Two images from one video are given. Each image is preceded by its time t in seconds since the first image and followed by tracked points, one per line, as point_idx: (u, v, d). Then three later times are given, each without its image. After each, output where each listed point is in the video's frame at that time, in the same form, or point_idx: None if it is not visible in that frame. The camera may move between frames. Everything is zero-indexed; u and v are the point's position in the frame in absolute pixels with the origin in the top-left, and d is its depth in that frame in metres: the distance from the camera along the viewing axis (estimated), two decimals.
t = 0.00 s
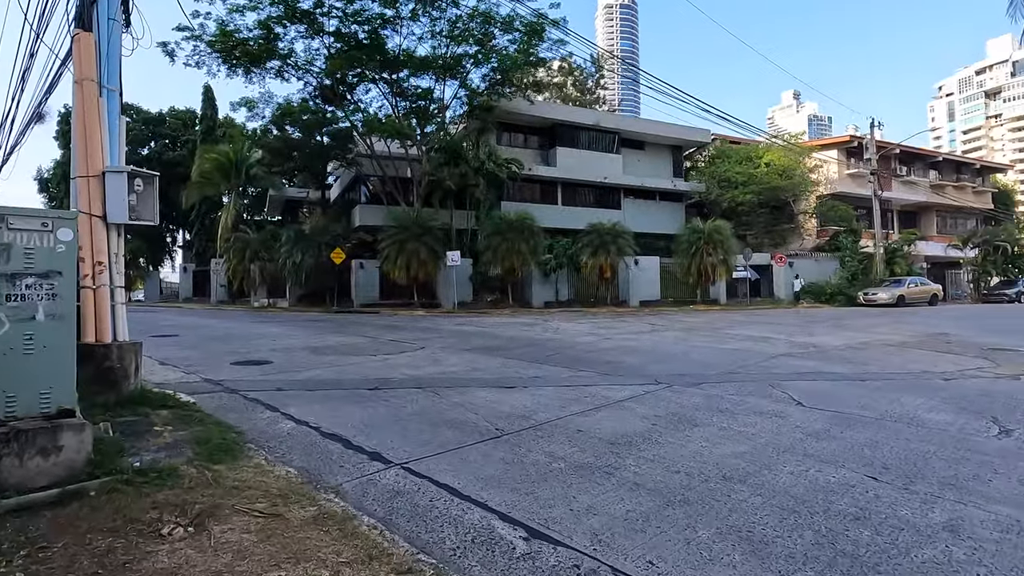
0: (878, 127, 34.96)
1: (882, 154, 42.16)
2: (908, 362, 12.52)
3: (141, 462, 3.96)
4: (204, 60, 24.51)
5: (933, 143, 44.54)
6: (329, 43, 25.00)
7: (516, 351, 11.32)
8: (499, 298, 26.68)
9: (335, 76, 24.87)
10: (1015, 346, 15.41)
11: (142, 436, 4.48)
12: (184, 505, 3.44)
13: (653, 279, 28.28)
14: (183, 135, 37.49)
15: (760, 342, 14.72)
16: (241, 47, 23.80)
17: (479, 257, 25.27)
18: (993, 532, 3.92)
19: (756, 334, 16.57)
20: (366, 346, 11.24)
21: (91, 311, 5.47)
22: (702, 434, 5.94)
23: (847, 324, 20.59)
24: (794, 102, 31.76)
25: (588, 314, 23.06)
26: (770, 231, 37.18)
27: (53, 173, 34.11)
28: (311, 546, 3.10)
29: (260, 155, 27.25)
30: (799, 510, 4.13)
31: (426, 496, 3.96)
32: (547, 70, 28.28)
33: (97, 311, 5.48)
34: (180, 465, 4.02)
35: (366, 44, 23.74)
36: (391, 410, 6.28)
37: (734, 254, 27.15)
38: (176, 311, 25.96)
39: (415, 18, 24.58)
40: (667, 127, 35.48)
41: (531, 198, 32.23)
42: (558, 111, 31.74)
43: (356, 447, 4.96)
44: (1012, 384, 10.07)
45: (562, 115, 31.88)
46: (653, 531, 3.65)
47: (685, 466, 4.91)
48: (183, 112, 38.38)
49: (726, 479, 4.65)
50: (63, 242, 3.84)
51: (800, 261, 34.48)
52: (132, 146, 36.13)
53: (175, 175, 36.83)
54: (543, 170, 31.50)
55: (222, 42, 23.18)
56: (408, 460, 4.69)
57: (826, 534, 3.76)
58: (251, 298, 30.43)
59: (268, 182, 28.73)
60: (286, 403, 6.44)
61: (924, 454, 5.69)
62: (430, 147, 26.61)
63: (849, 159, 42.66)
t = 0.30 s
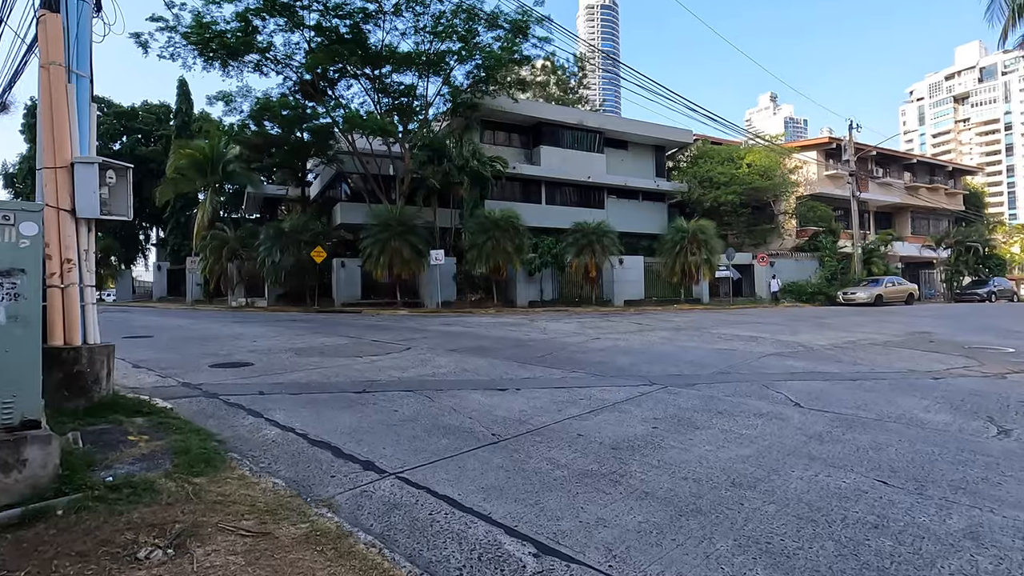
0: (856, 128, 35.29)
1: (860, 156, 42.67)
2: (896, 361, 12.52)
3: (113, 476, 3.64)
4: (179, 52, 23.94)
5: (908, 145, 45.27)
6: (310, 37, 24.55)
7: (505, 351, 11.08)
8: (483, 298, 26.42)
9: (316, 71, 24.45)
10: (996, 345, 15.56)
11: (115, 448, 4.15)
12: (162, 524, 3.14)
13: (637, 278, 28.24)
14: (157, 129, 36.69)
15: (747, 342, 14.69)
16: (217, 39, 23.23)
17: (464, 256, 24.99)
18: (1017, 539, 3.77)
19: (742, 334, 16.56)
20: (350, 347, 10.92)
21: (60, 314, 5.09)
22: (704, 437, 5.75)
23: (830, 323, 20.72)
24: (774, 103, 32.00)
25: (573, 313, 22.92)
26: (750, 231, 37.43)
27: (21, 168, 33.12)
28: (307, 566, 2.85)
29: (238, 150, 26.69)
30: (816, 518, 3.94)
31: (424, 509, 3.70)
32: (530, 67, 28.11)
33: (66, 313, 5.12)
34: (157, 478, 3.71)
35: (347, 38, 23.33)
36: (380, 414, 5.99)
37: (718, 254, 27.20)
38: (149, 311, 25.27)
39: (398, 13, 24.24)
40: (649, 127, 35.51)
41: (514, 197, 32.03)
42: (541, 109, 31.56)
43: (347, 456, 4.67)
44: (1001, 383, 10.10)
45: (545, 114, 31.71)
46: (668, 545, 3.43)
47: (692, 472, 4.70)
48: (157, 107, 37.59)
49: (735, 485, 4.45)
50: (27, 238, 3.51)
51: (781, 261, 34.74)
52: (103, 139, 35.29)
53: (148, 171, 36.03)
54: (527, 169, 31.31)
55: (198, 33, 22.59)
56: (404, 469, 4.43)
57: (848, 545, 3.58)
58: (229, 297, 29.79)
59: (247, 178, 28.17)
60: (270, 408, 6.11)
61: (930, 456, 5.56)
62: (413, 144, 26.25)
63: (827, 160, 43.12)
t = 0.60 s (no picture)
0: (838, 134, 35.58)
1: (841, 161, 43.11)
2: (885, 368, 12.49)
3: (83, 503, 3.38)
4: (158, 50, 23.45)
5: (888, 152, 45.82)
6: (293, 37, 24.20)
7: (494, 358, 10.86)
8: (469, 302, 26.19)
9: (299, 71, 24.10)
10: (980, 350, 15.66)
11: (86, 469, 3.87)
12: (137, 557, 2.89)
13: (623, 282, 28.17)
14: (135, 129, 36.05)
15: (736, 347, 14.60)
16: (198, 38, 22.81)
17: (450, 260, 24.72)
18: None
19: (730, 339, 16.48)
20: (335, 354, 10.63)
21: (27, 324, 4.79)
22: (705, 450, 5.58)
23: (816, 328, 20.76)
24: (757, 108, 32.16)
25: (559, 317, 22.76)
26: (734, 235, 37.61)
27: None
28: None
29: (219, 151, 26.20)
30: (829, 539, 3.77)
31: (420, 534, 3.48)
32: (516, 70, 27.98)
33: (34, 321, 4.83)
34: (131, 504, 3.45)
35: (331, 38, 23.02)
36: (369, 427, 5.75)
37: (704, 258, 27.19)
38: (126, 315, 24.69)
39: (383, 14, 23.98)
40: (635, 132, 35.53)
41: (500, 200, 31.85)
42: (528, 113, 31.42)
43: (336, 474, 4.43)
44: (991, 390, 10.08)
45: (531, 118, 31.57)
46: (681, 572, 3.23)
47: (696, 489, 4.52)
48: (135, 106, 36.95)
49: (743, 503, 4.27)
50: None
51: (765, 265, 34.92)
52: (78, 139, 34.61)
53: (125, 172, 35.40)
54: (513, 172, 31.15)
55: (178, 31, 22.12)
56: (397, 488, 4.20)
57: (866, 569, 3.40)
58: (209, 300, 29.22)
59: (228, 180, 27.68)
60: (253, 421, 5.84)
61: (936, 468, 5.43)
62: (398, 146, 25.93)
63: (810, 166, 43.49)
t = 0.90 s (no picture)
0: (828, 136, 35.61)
1: (831, 163, 43.26)
2: (882, 369, 12.36)
3: (43, 515, 3.13)
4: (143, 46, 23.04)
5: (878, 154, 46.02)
6: (283, 34, 23.88)
7: (486, 359, 10.63)
8: (460, 303, 25.96)
9: (289, 69, 23.80)
10: (972, 351, 15.60)
11: (50, 478, 3.61)
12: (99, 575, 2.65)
13: (615, 283, 28.03)
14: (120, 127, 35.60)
15: (731, 349, 14.44)
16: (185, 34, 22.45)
17: (441, 260, 24.46)
18: None
19: (724, 340, 16.34)
20: (323, 355, 10.35)
21: None
22: (707, 454, 5.37)
23: (809, 329, 20.67)
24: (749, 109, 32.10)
25: (551, 318, 22.54)
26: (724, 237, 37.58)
27: None
28: None
29: (206, 149, 25.80)
30: (843, 548, 3.57)
31: (409, 546, 3.24)
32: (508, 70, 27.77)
33: None
34: (95, 515, 3.20)
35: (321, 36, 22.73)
36: (356, 431, 5.50)
37: (696, 259, 27.09)
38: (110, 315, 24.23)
39: (373, 12, 23.73)
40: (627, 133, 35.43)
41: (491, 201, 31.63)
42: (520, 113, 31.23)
43: (321, 481, 4.19)
44: (989, 391, 9.95)
45: (522, 118, 31.37)
46: None
47: (700, 495, 4.31)
48: (121, 104, 36.52)
49: (749, 510, 4.07)
50: None
51: (757, 266, 34.90)
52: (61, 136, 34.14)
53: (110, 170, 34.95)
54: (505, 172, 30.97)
55: (164, 27, 21.72)
56: (385, 496, 3.96)
57: None
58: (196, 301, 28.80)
59: (215, 178, 27.28)
60: (235, 424, 5.58)
61: (944, 471, 5.25)
62: (388, 145, 25.65)
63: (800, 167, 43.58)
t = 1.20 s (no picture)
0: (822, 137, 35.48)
1: (824, 165, 43.19)
2: (882, 371, 12.12)
3: None
4: (129, 41, 22.59)
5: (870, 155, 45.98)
6: (272, 30, 23.47)
7: (479, 362, 10.30)
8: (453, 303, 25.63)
9: (278, 66, 23.42)
10: (971, 353, 15.39)
11: None
12: None
13: (609, 284, 27.77)
14: (106, 125, 35.10)
15: (728, 351, 14.18)
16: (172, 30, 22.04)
17: (433, 260, 24.12)
18: None
19: (721, 342, 16.08)
20: (309, 358, 10.00)
21: None
22: (713, 465, 5.06)
23: (804, 330, 20.46)
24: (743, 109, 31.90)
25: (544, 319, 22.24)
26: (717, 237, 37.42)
27: None
28: None
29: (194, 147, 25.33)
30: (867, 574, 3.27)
31: None
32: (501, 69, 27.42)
33: None
34: (39, 543, 2.86)
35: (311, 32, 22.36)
36: (340, 440, 5.17)
37: (690, 259, 26.85)
38: (95, 316, 23.71)
39: (364, 9, 23.39)
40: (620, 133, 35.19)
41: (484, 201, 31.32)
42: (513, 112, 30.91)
43: (298, 498, 3.86)
44: (994, 395, 9.70)
45: (515, 118, 31.07)
46: None
47: (708, 512, 4.00)
48: (108, 101, 36.02)
49: (761, 530, 3.77)
50: None
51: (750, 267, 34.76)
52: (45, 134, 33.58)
53: (96, 169, 34.46)
54: (499, 171, 30.70)
55: (150, 21, 21.23)
56: (367, 514, 3.63)
57: None
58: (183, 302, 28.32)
59: (203, 177, 26.79)
60: (210, 434, 5.23)
61: (962, 483, 4.97)
62: (379, 144, 25.27)
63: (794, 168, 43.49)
